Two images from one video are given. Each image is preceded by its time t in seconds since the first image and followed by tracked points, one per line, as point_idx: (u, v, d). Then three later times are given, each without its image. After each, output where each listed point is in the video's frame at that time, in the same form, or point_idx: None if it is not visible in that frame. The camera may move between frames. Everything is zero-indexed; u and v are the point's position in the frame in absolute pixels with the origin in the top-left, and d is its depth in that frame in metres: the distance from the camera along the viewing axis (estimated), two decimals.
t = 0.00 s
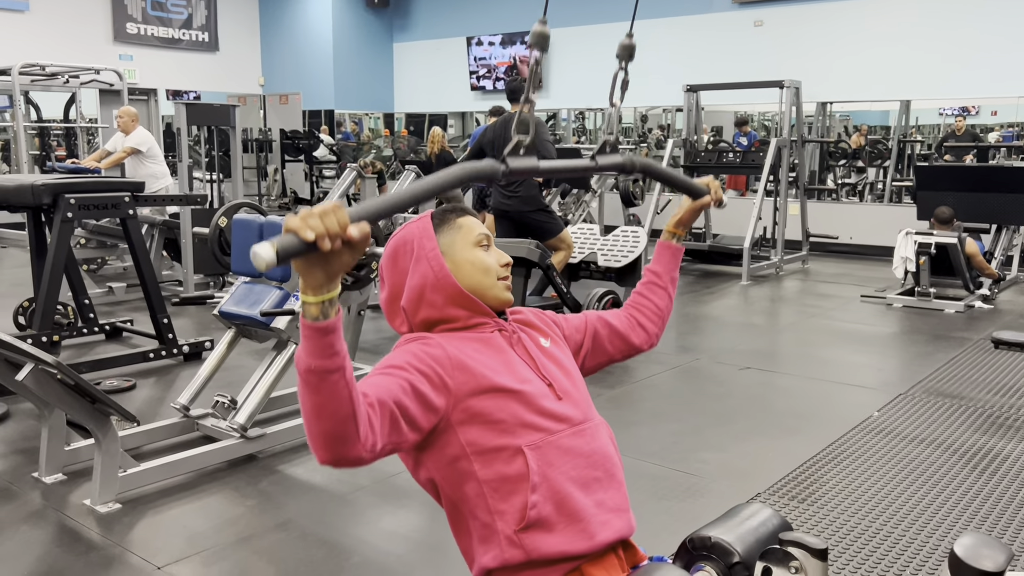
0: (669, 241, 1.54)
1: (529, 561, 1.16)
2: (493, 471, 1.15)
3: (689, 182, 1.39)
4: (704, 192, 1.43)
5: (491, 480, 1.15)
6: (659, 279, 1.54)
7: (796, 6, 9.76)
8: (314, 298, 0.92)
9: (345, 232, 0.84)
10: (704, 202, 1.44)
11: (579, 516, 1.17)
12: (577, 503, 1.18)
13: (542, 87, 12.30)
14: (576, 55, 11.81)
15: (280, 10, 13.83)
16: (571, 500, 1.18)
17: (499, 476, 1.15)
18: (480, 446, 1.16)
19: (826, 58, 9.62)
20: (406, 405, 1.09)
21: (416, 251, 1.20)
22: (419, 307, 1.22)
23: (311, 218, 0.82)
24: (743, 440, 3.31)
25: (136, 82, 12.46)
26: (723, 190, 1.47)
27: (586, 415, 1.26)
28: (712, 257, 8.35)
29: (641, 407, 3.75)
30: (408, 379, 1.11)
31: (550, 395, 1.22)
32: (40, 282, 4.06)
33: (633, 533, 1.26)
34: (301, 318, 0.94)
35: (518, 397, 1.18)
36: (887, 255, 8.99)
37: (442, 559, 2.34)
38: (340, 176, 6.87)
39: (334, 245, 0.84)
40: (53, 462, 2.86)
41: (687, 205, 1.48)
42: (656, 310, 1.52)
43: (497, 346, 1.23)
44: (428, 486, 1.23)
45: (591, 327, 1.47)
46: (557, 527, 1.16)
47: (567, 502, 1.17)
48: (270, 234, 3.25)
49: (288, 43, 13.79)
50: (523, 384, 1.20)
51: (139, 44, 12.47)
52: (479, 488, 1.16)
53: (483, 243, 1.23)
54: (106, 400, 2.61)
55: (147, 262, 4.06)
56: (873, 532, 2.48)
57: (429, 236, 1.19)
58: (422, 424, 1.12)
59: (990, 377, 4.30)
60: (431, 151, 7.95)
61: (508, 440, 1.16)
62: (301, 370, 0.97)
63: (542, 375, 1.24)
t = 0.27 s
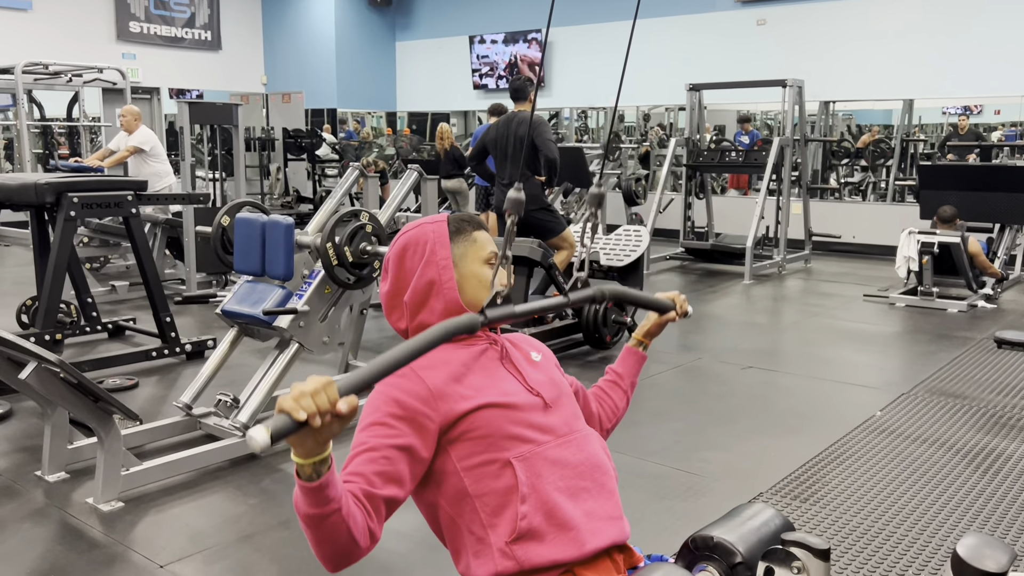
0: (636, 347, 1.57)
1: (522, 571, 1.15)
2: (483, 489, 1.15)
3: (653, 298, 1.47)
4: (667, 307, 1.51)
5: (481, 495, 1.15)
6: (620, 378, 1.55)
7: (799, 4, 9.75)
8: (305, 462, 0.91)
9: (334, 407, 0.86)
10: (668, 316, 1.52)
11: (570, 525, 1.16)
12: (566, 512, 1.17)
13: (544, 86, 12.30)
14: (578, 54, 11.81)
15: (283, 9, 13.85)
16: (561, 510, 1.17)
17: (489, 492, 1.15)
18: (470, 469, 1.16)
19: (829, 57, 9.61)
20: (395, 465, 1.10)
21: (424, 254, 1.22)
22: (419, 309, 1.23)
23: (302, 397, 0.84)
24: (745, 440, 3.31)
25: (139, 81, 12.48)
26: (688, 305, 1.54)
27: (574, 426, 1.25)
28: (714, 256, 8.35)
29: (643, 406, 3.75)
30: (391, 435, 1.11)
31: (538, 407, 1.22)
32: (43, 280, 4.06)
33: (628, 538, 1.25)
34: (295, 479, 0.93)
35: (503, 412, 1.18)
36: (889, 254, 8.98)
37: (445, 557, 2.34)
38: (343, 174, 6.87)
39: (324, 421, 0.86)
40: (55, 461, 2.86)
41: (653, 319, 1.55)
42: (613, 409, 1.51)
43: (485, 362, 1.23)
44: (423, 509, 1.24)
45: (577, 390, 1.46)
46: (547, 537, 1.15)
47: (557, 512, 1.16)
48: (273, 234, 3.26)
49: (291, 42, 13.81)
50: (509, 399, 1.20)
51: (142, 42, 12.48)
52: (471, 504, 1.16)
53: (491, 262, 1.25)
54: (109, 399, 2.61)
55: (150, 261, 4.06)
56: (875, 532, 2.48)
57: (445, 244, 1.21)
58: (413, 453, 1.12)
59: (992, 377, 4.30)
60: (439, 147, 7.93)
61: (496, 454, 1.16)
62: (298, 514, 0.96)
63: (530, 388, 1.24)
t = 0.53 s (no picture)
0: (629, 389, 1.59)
1: None
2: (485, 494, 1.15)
3: (647, 349, 1.49)
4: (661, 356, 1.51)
5: (483, 501, 1.16)
6: (607, 414, 1.54)
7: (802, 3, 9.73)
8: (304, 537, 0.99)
9: (324, 499, 0.92)
10: (661, 364, 1.53)
11: (572, 531, 1.16)
12: (568, 518, 1.16)
13: (546, 85, 12.29)
14: (580, 53, 11.81)
15: (285, 8, 13.85)
16: (564, 517, 1.16)
17: (490, 498, 1.15)
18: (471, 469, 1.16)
19: (831, 56, 9.60)
20: (396, 488, 1.14)
21: (429, 250, 1.22)
22: (429, 306, 1.23)
23: (294, 490, 0.90)
24: (747, 439, 3.31)
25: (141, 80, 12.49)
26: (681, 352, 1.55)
27: (578, 431, 1.25)
28: (716, 255, 8.35)
29: (644, 405, 3.75)
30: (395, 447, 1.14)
31: (541, 412, 1.22)
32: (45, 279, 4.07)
33: (632, 543, 1.25)
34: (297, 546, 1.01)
35: (505, 418, 1.18)
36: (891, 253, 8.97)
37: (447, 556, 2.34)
38: (345, 174, 6.88)
39: (315, 510, 0.92)
40: (57, 459, 2.87)
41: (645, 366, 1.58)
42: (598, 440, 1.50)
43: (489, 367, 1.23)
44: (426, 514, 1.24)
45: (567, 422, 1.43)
46: (550, 544, 1.15)
47: (560, 518, 1.16)
48: (274, 233, 3.26)
49: (293, 42, 13.81)
50: (511, 405, 1.20)
51: (144, 41, 12.48)
52: (473, 510, 1.17)
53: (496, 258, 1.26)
54: (111, 398, 2.61)
55: (152, 259, 4.06)
56: (878, 532, 2.47)
57: (451, 240, 1.21)
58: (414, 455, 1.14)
59: (994, 376, 4.30)
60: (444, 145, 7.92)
61: (499, 460, 1.16)
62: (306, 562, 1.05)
63: (534, 393, 1.24)
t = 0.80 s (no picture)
0: (650, 337, 1.57)
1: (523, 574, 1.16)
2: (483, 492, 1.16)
3: (666, 288, 1.48)
4: (682, 299, 1.51)
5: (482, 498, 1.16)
6: (633, 369, 1.56)
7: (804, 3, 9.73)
8: (314, 468, 0.94)
9: (345, 416, 0.87)
10: (683, 309, 1.52)
11: (571, 530, 1.17)
12: (567, 516, 1.17)
13: (547, 85, 12.29)
14: (581, 53, 11.80)
15: (286, 8, 13.86)
16: (562, 515, 1.17)
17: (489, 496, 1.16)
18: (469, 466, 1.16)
19: (832, 56, 9.59)
20: (397, 471, 1.13)
21: (421, 252, 1.22)
22: (421, 309, 1.24)
23: (314, 407, 0.85)
24: (748, 438, 3.31)
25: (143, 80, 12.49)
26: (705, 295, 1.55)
27: (578, 429, 1.25)
28: (717, 254, 8.34)
29: (645, 405, 3.75)
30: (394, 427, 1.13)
31: (541, 410, 1.22)
32: (47, 278, 4.07)
33: (632, 541, 1.25)
34: (303, 482, 0.96)
35: (505, 415, 1.18)
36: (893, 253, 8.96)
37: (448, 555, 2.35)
38: (346, 172, 6.88)
39: (335, 429, 0.87)
40: (58, 458, 2.87)
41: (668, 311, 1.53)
42: (624, 399, 1.53)
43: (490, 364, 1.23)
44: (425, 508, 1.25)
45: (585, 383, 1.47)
46: (548, 542, 1.16)
47: (558, 517, 1.17)
48: (275, 232, 3.26)
49: (294, 41, 13.82)
50: (511, 402, 1.20)
51: (145, 41, 12.48)
52: (472, 508, 1.17)
53: (488, 255, 1.24)
54: (112, 397, 2.62)
55: (153, 259, 4.07)
56: (878, 532, 2.48)
57: (440, 241, 1.22)
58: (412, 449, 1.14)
59: (995, 376, 4.29)
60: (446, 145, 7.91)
61: (498, 457, 1.16)
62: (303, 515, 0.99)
63: (534, 390, 1.24)
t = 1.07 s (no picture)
0: (680, 223, 1.53)
1: (523, 561, 1.17)
2: (490, 473, 1.16)
3: (700, 162, 1.40)
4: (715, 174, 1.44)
5: (488, 481, 1.16)
6: (667, 262, 1.54)
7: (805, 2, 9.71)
8: (337, 284, 0.92)
9: (375, 219, 0.83)
10: (715, 185, 1.45)
11: (575, 521, 1.18)
12: (571, 508, 1.18)
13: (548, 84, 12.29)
14: (583, 53, 11.79)
15: (287, 7, 13.86)
16: (566, 506, 1.18)
17: (495, 479, 1.16)
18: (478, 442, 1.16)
19: (833, 56, 9.59)
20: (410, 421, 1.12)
21: (434, 246, 1.19)
22: (428, 305, 1.21)
23: (342, 204, 0.81)
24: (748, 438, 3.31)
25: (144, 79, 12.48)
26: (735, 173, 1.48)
27: (587, 421, 1.25)
28: (718, 254, 8.34)
29: (646, 404, 3.75)
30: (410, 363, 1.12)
31: (550, 402, 1.22)
32: (48, 277, 4.08)
33: (632, 538, 1.26)
34: (324, 302, 0.94)
35: (516, 401, 1.18)
36: (893, 253, 8.95)
37: (449, 555, 2.35)
38: (347, 171, 6.88)
39: (365, 234, 0.84)
40: (60, 457, 2.88)
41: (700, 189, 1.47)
42: (662, 292, 1.53)
43: (505, 350, 1.22)
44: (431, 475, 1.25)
45: (603, 316, 1.49)
46: (551, 532, 1.17)
47: (562, 509, 1.17)
48: (277, 231, 3.27)
49: (295, 40, 13.83)
50: (522, 389, 1.20)
51: (146, 40, 12.47)
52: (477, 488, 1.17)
53: (498, 256, 1.18)
54: (113, 396, 2.62)
55: (154, 258, 4.07)
56: (878, 531, 2.48)
57: (448, 240, 1.18)
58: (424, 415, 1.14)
59: (995, 376, 4.29)
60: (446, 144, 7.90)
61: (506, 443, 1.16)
62: (316, 348, 0.98)
63: (544, 380, 1.24)
